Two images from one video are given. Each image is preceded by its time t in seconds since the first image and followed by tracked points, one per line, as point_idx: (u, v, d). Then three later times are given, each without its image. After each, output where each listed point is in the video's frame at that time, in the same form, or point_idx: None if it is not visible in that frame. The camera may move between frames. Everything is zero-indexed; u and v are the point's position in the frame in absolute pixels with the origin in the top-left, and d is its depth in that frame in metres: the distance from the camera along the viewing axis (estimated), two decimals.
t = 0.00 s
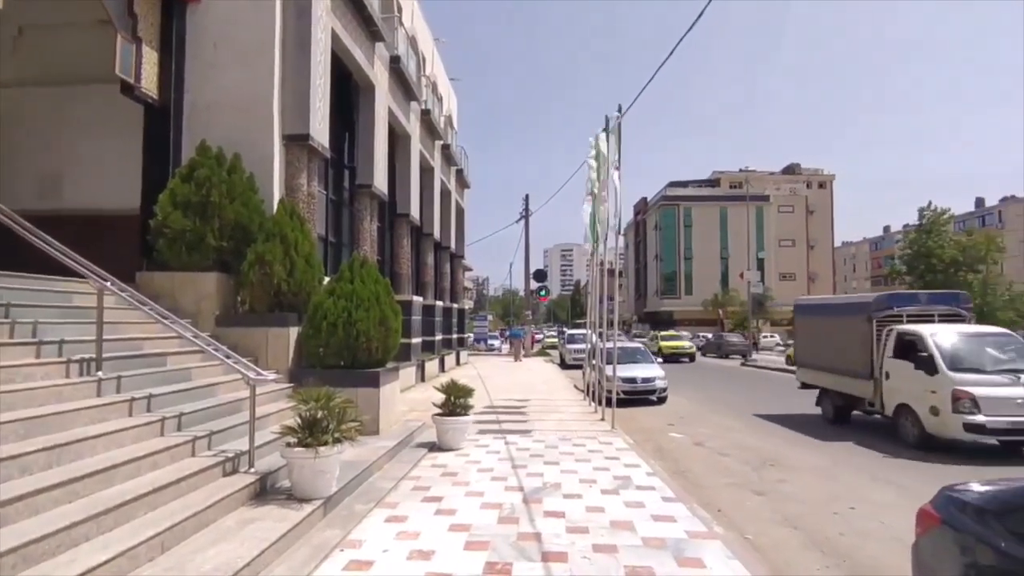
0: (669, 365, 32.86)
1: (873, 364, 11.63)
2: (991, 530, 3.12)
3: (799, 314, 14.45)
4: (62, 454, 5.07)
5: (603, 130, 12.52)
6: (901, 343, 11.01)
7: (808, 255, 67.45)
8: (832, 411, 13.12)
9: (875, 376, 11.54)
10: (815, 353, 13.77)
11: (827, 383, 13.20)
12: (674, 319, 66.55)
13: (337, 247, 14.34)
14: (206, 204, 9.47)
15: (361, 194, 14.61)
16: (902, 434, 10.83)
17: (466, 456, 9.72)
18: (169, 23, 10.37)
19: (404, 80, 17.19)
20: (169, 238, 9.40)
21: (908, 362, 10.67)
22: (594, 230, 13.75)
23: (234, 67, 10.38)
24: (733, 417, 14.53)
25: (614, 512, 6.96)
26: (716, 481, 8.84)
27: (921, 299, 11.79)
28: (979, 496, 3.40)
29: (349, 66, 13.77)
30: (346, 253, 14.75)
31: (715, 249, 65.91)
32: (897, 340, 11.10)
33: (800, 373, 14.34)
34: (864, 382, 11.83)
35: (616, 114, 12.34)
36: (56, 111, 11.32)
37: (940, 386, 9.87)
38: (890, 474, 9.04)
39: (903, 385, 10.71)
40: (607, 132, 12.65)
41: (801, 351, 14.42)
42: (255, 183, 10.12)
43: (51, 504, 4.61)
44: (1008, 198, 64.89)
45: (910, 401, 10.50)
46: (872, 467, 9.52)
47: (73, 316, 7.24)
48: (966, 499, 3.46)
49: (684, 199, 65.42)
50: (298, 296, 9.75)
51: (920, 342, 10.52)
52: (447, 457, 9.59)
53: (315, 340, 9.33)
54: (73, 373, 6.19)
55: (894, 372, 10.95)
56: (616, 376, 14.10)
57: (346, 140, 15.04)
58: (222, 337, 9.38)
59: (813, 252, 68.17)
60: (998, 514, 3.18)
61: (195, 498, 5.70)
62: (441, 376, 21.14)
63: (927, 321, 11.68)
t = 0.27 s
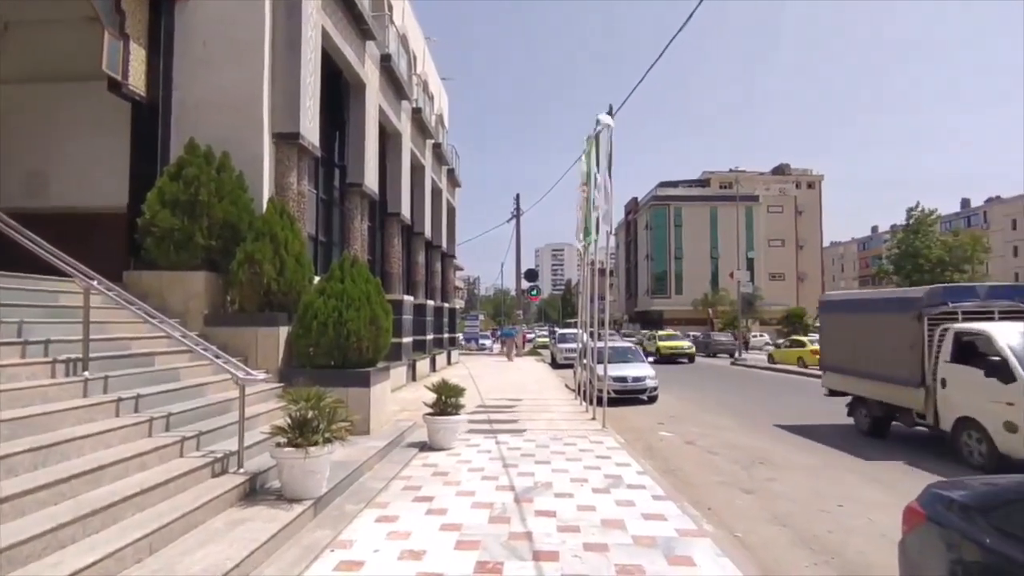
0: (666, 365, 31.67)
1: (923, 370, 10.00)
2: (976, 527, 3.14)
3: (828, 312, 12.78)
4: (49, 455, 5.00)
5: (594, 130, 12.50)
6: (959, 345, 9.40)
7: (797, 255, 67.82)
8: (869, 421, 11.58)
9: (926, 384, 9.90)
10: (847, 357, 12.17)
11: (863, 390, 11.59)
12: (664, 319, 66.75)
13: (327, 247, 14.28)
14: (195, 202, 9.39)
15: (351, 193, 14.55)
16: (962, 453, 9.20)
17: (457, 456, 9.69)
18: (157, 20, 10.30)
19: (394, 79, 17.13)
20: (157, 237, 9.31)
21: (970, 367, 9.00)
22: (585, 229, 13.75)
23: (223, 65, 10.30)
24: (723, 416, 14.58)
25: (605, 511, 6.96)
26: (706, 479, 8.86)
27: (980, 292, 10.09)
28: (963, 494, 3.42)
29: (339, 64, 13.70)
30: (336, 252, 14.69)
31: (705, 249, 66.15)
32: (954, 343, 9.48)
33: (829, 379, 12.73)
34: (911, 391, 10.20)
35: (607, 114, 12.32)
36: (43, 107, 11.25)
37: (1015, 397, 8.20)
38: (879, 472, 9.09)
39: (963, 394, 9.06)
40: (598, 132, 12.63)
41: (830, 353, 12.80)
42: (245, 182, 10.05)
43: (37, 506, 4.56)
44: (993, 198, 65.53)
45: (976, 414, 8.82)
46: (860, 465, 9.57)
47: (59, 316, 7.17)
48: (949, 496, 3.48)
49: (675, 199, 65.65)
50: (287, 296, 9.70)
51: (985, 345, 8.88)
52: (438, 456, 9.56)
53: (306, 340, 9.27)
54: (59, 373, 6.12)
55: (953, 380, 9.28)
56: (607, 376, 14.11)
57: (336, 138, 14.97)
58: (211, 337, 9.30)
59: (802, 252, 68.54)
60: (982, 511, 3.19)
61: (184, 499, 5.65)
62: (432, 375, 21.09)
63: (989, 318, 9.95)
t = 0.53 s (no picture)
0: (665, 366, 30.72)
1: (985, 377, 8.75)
2: (966, 524, 3.14)
3: (865, 309, 11.48)
4: (39, 456, 4.95)
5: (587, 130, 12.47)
6: None
7: (789, 255, 68.03)
8: (916, 434, 10.31)
9: (989, 393, 8.68)
10: (889, 359, 10.85)
11: (909, 399, 10.29)
12: (657, 318, 66.89)
13: (320, 246, 14.23)
14: (187, 201, 9.33)
15: (345, 192, 14.49)
16: None
17: (451, 455, 9.67)
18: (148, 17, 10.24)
19: (388, 77, 17.07)
20: (149, 236, 9.25)
21: None
22: (579, 229, 13.74)
23: (215, 62, 10.23)
24: (716, 415, 14.61)
25: (599, 510, 6.96)
26: (699, 478, 8.87)
27: None
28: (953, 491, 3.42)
29: (332, 63, 13.64)
30: (329, 252, 14.64)
31: (698, 248, 66.31)
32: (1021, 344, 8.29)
33: (866, 384, 11.43)
34: (972, 400, 8.96)
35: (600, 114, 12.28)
36: (34, 106, 11.21)
37: None
38: (871, 470, 9.12)
39: None
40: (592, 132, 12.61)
41: (867, 355, 11.53)
42: (237, 180, 9.99)
43: (27, 507, 4.51)
44: (983, 198, 65.95)
45: None
46: (852, 464, 9.59)
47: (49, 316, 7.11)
48: (940, 494, 3.48)
49: (668, 199, 65.77)
50: (280, 295, 9.65)
51: None
52: (431, 456, 9.54)
53: (299, 340, 9.23)
54: (49, 373, 6.07)
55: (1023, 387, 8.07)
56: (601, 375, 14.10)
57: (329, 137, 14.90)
58: (202, 337, 9.24)
59: (795, 252, 68.79)
60: (972, 508, 3.19)
61: (176, 500, 5.61)
62: (425, 375, 21.06)
63: None
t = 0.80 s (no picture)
0: (666, 367, 29.78)
1: None
2: (959, 522, 3.14)
3: (914, 307, 10.27)
4: (32, 456, 4.93)
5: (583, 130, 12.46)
6: None
7: (784, 254, 68.20)
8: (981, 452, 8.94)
9: None
10: (945, 364, 9.58)
11: (974, 413, 8.88)
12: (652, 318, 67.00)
13: (315, 245, 14.20)
14: (181, 200, 9.30)
15: (340, 191, 14.45)
16: None
17: (447, 454, 9.66)
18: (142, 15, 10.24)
19: (383, 76, 17.04)
20: (143, 235, 9.21)
21: None
22: (574, 229, 13.73)
23: (209, 61, 10.19)
24: (711, 414, 14.64)
25: (594, 509, 6.96)
26: (695, 477, 8.88)
27: None
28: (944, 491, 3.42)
29: (328, 62, 13.63)
30: (324, 251, 14.61)
31: (693, 248, 66.44)
32: None
33: (915, 391, 10.16)
34: None
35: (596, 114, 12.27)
36: (22, 103, 11.09)
37: None
38: (865, 469, 9.15)
39: None
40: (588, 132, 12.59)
41: (914, 359, 10.27)
42: (231, 179, 9.96)
43: (21, 507, 4.49)
44: (975, 198, 66.27)
45: None
46: (846, 463, 9.63)
47: (43, 316, 7.08)
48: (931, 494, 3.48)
49: (663, 198, 65.89)
50: (275, 294, 9.64)
51: None
52: (427, 456, 9.52)
53: (294, 340, 9.21)
54: (42, 373, 6.04)
55: None
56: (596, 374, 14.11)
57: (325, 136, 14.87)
58: (197, 336, 9.21)
59: (789, 252, 68.97)
60: (966, 506, 3.20)
61: (170, 500, 5.59)
62: (420, 375, 21.04)
63: None
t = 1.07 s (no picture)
0: (673, 368, 28.70)
1: None
2: (953, 520, 3.14)
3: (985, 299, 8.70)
4: (26, 456, 4.91)
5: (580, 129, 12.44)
6: None
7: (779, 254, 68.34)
8: None
9: None
10: None
11: None
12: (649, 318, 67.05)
13: (312, 245, 14.17)
14: (177, 200, 9.27)
15: (336, 191, 14.43)
16: None
17: (443, 454, 9.65)
18: (137, 13, 10.18)
19: (380, 75, 17.00)
20: (138, 235, 9.18)
21: None
22: (571, 228, 13.72)
23: (205, 59, 10.15)
24: (707, 413, 14.64)
25: (591, 508, 6.96)
26: (691, 476, 8.88)
27: None
28: (1003, 281, 3.03)
29: (324, 61, 13.59)
30: (321, 250, 14.60)
31: (690, 248, 66.51)
32: None
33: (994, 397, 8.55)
34: None
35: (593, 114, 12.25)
36: (20, 103, 11.13)
37: None
38: (861, 468, 9.16)
39: None
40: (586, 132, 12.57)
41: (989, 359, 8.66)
42: (227, 179, 9.93)
43: (15, 507, 4.47)
44: (970, 198, 66.44)
45: None
46: (842, 462, 9.64)
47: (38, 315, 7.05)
48: (993, 286, 3.09)
49: (659, 198, 65.94)
50: (272, 294, 9.64)
51: None
52: (424, 455, 9.50)
53: (290, 339, 9.19)
54: (37, 373, 6.02)
55: None
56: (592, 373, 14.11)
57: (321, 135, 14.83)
58: (192, 336, 9.18)
59: (785, 252, 69.08)
60: (960, 504, 3.20)
61: (165, 500, 5.57)
62: (417, 374, 21.01)
63: None
